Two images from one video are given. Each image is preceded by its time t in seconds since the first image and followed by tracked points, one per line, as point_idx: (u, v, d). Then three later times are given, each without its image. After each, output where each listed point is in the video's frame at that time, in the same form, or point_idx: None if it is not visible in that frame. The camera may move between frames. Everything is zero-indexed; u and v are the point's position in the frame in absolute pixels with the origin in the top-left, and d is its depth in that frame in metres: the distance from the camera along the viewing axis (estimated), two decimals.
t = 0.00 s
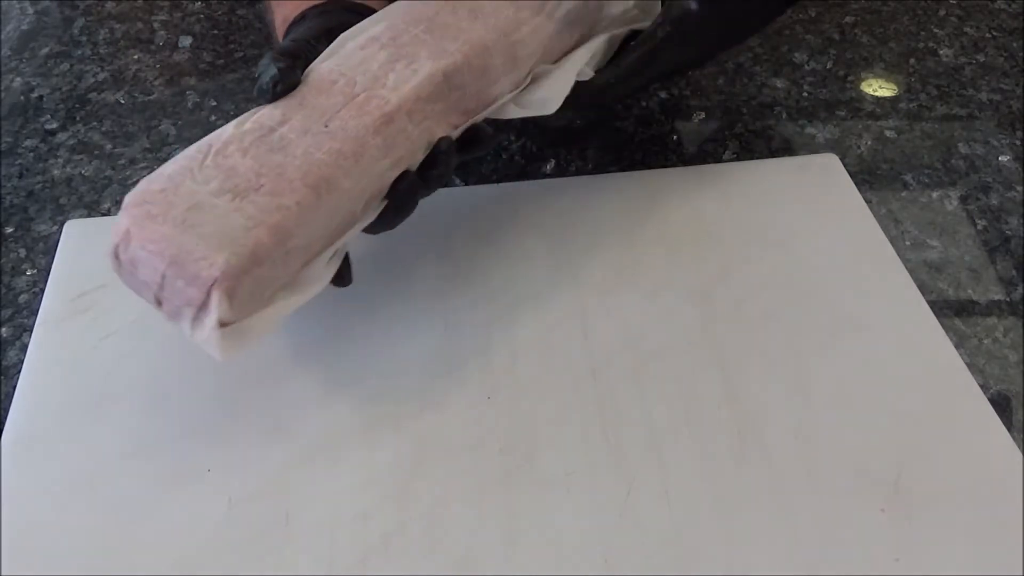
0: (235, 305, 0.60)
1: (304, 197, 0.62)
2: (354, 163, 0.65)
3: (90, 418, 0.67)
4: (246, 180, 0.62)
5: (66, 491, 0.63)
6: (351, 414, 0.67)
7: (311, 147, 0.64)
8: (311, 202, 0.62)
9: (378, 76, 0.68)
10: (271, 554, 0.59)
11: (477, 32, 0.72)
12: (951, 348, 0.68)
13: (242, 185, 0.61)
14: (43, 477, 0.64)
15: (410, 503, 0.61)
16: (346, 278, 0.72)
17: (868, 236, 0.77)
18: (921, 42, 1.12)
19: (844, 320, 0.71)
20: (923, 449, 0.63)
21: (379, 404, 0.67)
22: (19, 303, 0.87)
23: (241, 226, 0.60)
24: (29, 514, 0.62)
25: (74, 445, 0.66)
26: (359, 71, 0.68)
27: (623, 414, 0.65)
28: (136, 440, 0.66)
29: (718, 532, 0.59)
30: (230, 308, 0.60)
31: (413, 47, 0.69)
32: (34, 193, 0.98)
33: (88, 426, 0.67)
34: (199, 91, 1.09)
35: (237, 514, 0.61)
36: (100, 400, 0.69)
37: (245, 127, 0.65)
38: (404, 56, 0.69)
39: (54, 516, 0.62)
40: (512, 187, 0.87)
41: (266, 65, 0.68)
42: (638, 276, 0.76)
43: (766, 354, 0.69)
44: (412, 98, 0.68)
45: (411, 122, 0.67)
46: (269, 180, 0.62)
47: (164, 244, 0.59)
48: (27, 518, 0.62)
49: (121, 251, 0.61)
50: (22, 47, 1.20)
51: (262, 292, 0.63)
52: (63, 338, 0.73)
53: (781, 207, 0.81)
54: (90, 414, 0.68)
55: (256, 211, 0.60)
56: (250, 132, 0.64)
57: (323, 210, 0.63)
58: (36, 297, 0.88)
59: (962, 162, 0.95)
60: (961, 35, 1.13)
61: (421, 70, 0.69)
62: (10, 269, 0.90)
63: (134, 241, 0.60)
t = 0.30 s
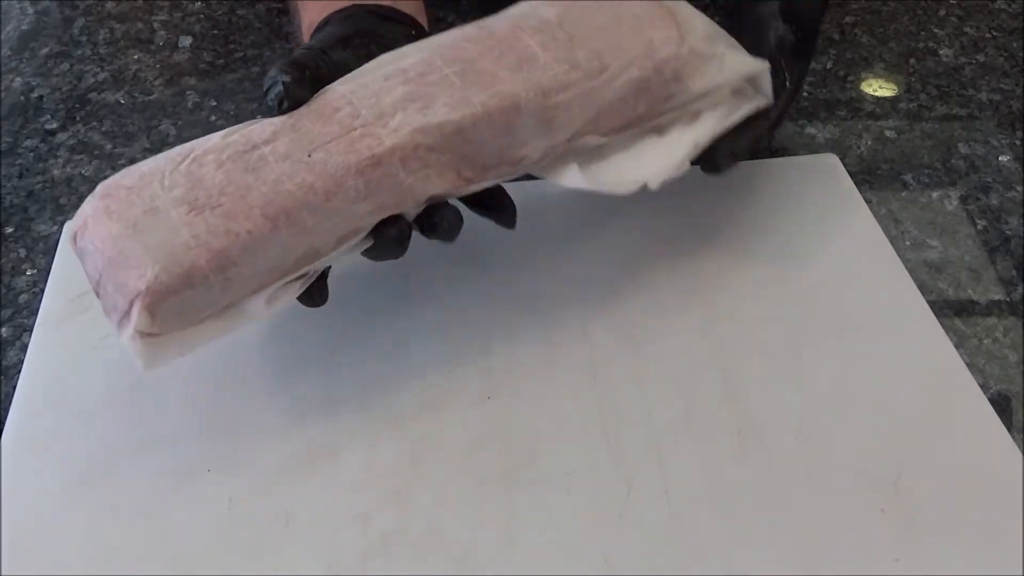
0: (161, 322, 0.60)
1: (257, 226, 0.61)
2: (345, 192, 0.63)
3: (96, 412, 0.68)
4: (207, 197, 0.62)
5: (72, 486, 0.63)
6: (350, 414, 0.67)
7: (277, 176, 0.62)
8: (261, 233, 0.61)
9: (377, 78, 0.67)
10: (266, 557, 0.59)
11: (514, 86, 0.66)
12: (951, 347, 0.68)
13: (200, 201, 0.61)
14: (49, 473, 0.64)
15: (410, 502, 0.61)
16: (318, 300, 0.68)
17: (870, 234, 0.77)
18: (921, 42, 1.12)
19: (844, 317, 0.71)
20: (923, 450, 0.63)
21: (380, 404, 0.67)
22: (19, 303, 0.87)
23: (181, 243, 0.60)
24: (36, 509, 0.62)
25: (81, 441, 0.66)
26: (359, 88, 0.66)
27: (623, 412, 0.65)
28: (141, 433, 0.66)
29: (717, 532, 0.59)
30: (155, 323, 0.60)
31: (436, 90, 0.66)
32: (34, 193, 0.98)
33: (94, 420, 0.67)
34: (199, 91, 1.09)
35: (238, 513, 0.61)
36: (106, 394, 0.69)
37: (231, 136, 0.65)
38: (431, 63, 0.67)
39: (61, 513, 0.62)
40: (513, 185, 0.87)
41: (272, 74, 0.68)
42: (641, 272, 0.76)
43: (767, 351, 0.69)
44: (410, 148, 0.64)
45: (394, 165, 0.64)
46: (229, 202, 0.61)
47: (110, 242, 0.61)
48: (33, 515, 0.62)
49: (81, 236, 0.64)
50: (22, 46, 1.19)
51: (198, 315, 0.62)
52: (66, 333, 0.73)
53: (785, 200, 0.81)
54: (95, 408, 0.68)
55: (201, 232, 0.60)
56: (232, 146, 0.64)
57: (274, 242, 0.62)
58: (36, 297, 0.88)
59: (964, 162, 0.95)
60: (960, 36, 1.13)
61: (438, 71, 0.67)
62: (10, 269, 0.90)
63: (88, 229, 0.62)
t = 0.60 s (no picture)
0: (200, 386, 0.59)
1: (307, 306, 0.59)
2: (382, 291, 0.60)
3: (91, 401, 0.66)
4: (264, 266, 0.59)
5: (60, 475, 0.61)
6: (344, 409, 0.66)
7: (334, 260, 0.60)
8: (310, 314, 0.59)
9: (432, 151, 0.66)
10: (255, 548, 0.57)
11: (588, 201, 0.64)
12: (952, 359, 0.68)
13: (257, 270, 0.59)
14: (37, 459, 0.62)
15: (401, 496, 0.60)
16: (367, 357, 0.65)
17: (872, 246, 0.77)
18: (921, 42, 1.12)
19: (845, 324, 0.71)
20: (921, 454, 0.62)
21: (376, 401, 0.67)
22: (19, 303, 0.87)
23: (231, 313, 0.58)
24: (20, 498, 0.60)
25: (73, 429, 0.64)
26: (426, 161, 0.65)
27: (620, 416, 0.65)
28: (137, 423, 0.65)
29: (714, 532, 0.58)
30: (195, 387, 0.58)
31: (509, 192, 0.64)
32: (34, 192, 0.98)
33: (89, 409, 0.65)
34: (199, 91, 1.09)
35: (236, 507, 0.59)
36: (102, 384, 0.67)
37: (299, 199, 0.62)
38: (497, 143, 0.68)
39: (47, 501, 0.59)
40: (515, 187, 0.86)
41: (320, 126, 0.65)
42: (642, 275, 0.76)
43: (766, 354, 0.69)
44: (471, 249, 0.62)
45: (446, 261, 0.62)
46: (284, 276, 0.59)
47: (165, 302, 0.59)
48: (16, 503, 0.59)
49: (136, 282, 0.62)
50: (23, 46, 1.19)
51: (241, 380, 0.60)
52: (65, 320, 0.72)
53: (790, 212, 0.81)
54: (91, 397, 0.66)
55: (254, 303, 0.58)
56: (299, 214, 0.61)
57: (321, 324, 0.60)
58: (36, 297, 0.87)
59: (963, 163, 0.95)
60: (960, 36, 1.13)
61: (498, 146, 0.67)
62: (10, 269, 0.90)
63: (145, 280, 0.61)
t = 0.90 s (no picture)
0: (191, 381, 0.59)
1: (290, 292, 0.59)
2: (362, 276, 0.61)
3: (94, 398, 0.66)
4: (248, 261, 0.60)
5: (61, 473, 0.61)
6: (339, 409, 0.65)
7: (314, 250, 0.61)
8: (294, 298, 0.59)
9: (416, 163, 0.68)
10: (250, 546, 0.57)
11: (564, 190, 0.66)
12: (949, 368, 0.68)
13: (241, 265, 0.60)
14: (40, 457, 0.62)
15: (396, 496, 0.60)
16: (380, 353, 0.67)
17: (869, 257, 0.78)
18: (921, 42, 1.12)
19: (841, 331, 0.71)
20: (917, 460, 0.62)
21: (372, 400, 0.66)
22: (19, 303, 0.86)
23: (218, 302, 0.58)
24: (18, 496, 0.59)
25: (75, 427, 0.64)
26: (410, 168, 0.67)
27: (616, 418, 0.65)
28: (139, 420, 0.64)
29: (710, 534, 0.58)
30: (185, 381, 0.58)
31: (486, 185, 0.65)
32: (34, 192, 0.98)
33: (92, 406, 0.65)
34: (199, 91, 1.09)
35: (226, 496, 0.59)
36: (105, 381, 0.67)
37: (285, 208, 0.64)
38: (492, 157, 0.69)
39: (49, 499, 0.59)
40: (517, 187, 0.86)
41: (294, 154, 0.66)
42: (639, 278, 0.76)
43: (762, 360, 0.69)
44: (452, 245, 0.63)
45: (428, 255, 0.62)
46: (267, 267, 0.60)
47: (155, 303, 0.60)
48: (17, 502, 0.59)
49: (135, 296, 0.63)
50: (23, 46, 1.19)
51: (233, 380, 0.60)
52: (67, 316, 0.72)
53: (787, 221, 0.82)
54: (94, 394, 0.66)
55: (238, 293, 0.59)
56: (284, 218, 0.63)
57: (309, 309, 0.60)
58: (36, 297, 0.87)
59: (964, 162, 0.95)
60: (960, 37, 1.13)
61: (490, 157, 0.69)
62: (10, 269, 0.89)
63: (140, 290, 0.62)
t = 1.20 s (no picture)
0: (195, 382, 0.59)
1: (295, 293, 0.59)
2: (367, 278, 0.61)
3: (94, 399, 0.66)
4: (252, 263, 0.60)
5: (60, 475, 0.61)
6: (340, 407, 0.66)
7: (318, 250, 0.61)
8: (298, 300, 0.59)
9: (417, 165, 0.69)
10: (249, 546, 0.57)
11: (568, 191, 0.66)
12: (948, 368, 0.68)
13: (245, 266, 0.60)
14: (39, 458, 0.62)
15: (395, 495, 0.60)
16: (386, 353, 0.67)
17: (868, 257, 0.78)
18: (921, 42, 1.12)
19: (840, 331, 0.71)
20: (915, 460, 0.62)
21: (372, 400, 0.66)
22: (19, 303, 0.86)
23: (221, 304, 0.58)
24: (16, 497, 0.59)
25: (74, 428, 0.64)
26: (411, 168, 0.67)
27: (616, 419, 0.65)
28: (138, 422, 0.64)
29: (709, 535, 0.58)
30: (189, 382, 0.58)
31: (491, 185, 0.65)
32: (34, 192, 0.98)
33: (93, 406, 0.65)
34: (199, 91, 1.09)
35: (226, 496, 0.59)
36: (104, 382, 0.67)
37: (286, 208, 0.64)
38: (494, 156, 0.69)
39: (48, 500, 0.59)
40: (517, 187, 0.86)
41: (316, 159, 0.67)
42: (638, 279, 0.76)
43: (763, 360, 0.69)
44: (456, 247, 0.63)
45: (432, 258, 0.62)
46: (271, 269, 0.60)
47: (159, 303, 0.59)
48: (15, 503, 0.59)
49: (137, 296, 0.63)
50: (22, 46, 1.19)
51: (236, 382, 0.60)
52: (68, 316, 0.72)
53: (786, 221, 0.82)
54: (94, 395, 0.66)
55: (242, 295, 0.59)
56: (287, 217, 0.63)
57: (314, 311, 0.60)
58: (36, 297, 0.87)
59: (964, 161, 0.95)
60: (959, 38, 1.13)
61: (490, 156, 0.69)
62: (9, 269, 0.89)
63: (145, 290, 0.61)
